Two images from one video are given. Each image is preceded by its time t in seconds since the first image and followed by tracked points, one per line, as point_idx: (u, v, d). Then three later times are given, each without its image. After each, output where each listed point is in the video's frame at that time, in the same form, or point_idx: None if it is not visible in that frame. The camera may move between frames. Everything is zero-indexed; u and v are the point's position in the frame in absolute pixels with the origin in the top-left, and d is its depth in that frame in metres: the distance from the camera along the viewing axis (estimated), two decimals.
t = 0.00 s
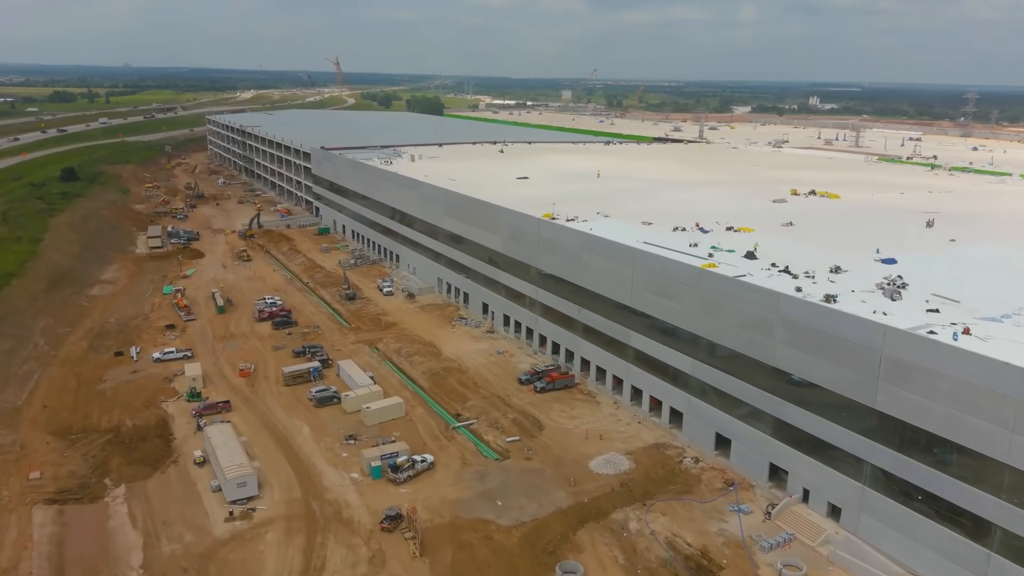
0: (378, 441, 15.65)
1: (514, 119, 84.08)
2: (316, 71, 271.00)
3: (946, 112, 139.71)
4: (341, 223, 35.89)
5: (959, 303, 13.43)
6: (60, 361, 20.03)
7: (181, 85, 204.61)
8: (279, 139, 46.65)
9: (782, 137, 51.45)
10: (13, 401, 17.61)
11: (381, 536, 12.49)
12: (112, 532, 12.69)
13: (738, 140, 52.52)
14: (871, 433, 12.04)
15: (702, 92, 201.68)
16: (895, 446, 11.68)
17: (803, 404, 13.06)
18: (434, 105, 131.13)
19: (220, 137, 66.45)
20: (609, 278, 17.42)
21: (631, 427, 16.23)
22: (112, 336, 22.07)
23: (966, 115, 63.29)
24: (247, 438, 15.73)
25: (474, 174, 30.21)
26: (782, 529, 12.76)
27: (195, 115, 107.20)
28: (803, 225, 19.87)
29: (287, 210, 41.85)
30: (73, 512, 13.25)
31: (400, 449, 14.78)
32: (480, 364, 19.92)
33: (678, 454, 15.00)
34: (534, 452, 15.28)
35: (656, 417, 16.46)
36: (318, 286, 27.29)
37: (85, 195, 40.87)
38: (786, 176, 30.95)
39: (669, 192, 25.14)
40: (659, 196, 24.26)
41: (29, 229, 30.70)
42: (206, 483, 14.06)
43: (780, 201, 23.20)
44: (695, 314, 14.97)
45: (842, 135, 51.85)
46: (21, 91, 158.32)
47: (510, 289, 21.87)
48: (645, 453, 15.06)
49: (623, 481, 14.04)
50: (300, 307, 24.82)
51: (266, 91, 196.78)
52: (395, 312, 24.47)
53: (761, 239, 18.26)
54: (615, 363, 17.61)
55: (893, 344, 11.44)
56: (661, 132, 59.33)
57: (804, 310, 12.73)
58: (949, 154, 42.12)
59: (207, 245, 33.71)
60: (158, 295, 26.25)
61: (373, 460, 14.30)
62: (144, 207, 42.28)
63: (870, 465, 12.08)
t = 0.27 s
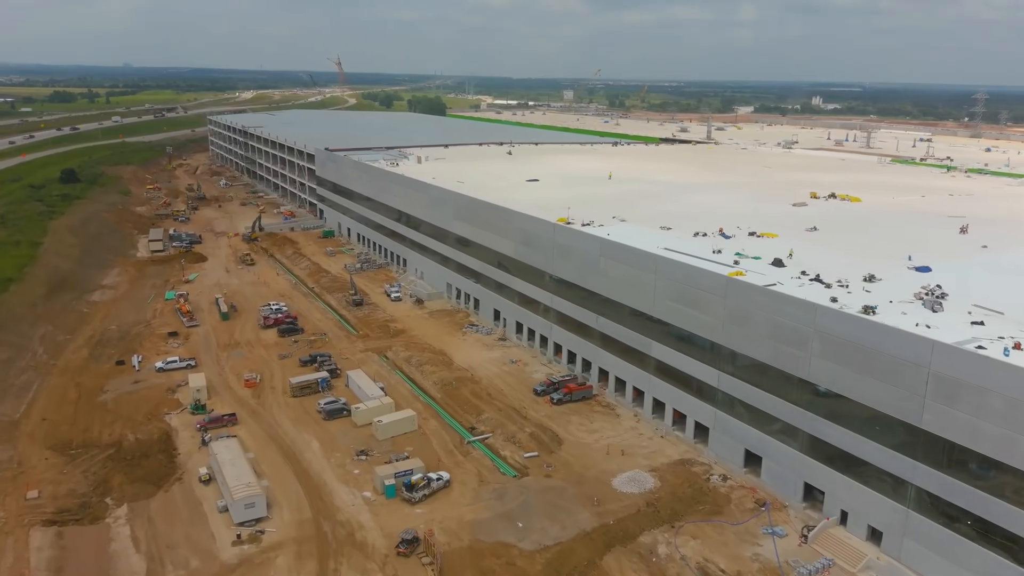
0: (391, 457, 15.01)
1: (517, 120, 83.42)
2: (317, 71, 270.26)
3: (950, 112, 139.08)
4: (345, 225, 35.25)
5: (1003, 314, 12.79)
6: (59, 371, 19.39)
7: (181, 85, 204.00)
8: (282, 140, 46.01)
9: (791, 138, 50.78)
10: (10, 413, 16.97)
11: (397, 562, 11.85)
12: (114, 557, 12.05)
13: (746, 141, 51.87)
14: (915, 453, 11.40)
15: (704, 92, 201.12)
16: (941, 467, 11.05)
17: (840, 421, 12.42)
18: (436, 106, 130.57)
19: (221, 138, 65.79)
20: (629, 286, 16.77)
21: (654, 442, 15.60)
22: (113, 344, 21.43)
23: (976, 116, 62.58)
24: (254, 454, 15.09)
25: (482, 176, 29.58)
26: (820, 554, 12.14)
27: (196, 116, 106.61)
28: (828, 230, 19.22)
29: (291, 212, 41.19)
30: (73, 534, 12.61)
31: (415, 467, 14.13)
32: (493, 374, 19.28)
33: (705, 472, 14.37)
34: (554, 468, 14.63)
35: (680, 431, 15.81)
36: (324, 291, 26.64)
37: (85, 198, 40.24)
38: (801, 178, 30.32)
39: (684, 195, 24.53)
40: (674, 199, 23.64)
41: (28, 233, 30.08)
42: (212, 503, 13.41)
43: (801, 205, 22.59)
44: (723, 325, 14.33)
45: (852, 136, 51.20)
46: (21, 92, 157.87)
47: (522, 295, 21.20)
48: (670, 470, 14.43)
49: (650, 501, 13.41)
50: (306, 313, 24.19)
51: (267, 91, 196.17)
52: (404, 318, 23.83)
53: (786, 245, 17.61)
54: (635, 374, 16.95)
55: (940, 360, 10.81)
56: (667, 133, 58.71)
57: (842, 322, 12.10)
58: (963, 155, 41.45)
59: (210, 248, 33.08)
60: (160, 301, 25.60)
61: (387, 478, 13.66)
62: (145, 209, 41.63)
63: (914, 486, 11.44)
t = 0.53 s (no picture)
0: (404, 474, 14.36)
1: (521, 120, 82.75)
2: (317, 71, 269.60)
3: (954, 112, 138.51)
4: (350, 228, 34.61)
5: None
6: (58, 382, 18.73)
7: (182, 85, 203.44)
8: (284, 141, 45.33)
9: (801, 139, 50.07)
10: (6, 427, 16.31)
11: None
12: None
13: (755, 141, 51.24)
14: (964, 477, 10.73)
15: (706, 92, 200.57)
16: (993, 492, 10.39)
17: (881, 441, 11.76)
18: (438, 106, 130.00)
19: (223, 139, 65.16)
20: (651, 295, 16.11)
21: (678, 458, 14.94)
22: (113, 353, 20.77)
23: (986, 116, 61.79)
24: (261, 472, 14.44)
25: (490, 178, 28.94)
26: None
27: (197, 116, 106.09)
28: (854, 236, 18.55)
29: (294, 214, 40.52)
30: (71, 560, 11.94)
31: (430, 486, 13.46)
32: (507, 385, 18.63)
33: (734, 491, 13.73)
34: (575, 487, 13.97)
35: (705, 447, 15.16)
36: (329, 297, 25.99)
37: (85, 200, 39.62)
38: (816, 180, 29.69)
39: (700, 199, 23.88)
40: (691, 203, 23.00)
41: (27, 237, 29.42)
42: (217, 525, 12.76)
43: (823, 209, 22.02)
44: (754, 337, 13.67)
45: (862, 137, 50.47)
46: (21, 92, 157.41)
47: (536, 302, 20.53)
48: (697, 489, 13.79)
49: (678, 523, 12.76)
50: (312, 320, 23.53)
51: (268, 91, 195.61)
52: (412, 325, 23.17)
53: (813, 251, 16.95)
54: (656, 387, 16.29)
55: (994, 379, 10.13)
56: (674, 133, 58.10)
57: (885, 337, 11.45)
58: (978, 157, 40.72)
59: (212, 252, 32.42)
60: (162, 307, 24.96)
61: (401, 498, 13.00)
62: (146, 212, 40.98)
63: (963, 511, 10.79)
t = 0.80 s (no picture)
0: (418, 494, 13.70)
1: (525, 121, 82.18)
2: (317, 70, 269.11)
3: (958, 112, 138.02)
4: (354, 231, 33.96)
5: None
6: (56, 393, 18.07)
7: (182, 85, 202.84)
8: (287, 142, 44.69)
9: (810, 140, 49.45)
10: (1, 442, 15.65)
11: None
12: None
13: (763, 142, 50.62)
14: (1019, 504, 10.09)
15: (708, 92, 200.05)
16: None
17: (926, 463, 11.12)
18: (440, 106, 129.44)
19: (224, 140, 64.49)
20: (674, 305, 15.46)
21: (704, 476, 14.29)
22: (113, 362, 20.11)
23: (996, 116, 61.14)
24: (268, 491, 13.79)
25: (499, 180, 28.31)
26: None
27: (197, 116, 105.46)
28: (882, 242, 17.94)
29: (297, 216, 39.87)
30: None
31: (446, 508, 12.80)
32: (520, 397, 17.96)
33: (765, 513, 13.10)
34: (598, 508, 13.31)
35: (732, 464, 14.51)
36: (335, 303, 25.33)
37: (85, 202, 38.97)
38: (831, 183, 29.07)
39: (717, 202, 23.25)
40: (707, 207, 22.37)
41: (25, 241, 28.75)
42: (223, 550, 12.10)
43: (844, 213, 21.41)
44: (786, 351, 13.03)
45: (872, 138, 49.84)
46: (21, 92, 156.90)
47: (550, 310, 19.85)
48: (726, 510, 13.15)
49: (708, 548, 12.12)
50: (317, 328, 22.87)
51: (269, 91, 195.09)
52: (421, 333, 22.51)
53: (841, 259, 16.33)
54: (679, 400, 15.62)
55: None
56: (680, 134, 57.48)
57: (930, 353, 10.82)
58: (992, 158, 40.10)
59: (214, 256, 31.77)
60: (163, 314, 24.30)
61: (416, 522, 12.33)
62: (146, 214, 40.33)
63: (1018, 540, 10.15)
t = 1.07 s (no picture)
0: (432, 515, 13.09)
1: (529, 121, 81.60)
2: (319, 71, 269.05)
3: (962, 112, 137.48)
4: (359, 235, 33.37)
5: None
6: (54, 406, 17.47)
7: (183, 85, 202.35)
8: (290, 143, 44.12)
9: (819, 141, 48.90)
10: None
11: None
12: None
13: (771, 143, 49.99)
14: None
15: (710, 92, 199.49)
16: None
17: (974, 487, 10.52)
18: (441, 106, 128.98)
19: (225, 141, 63.88)
20: (697, 316, 14.83)
21: (731, 495, 13.69)
22: (114, 372, 19.50)
23: (1005, 117, 60.57)
24: (275, 513, 13.17)
25: (508, 183, 27.72)
26: None
27: (198, 117, 104.84)
28: (909, 249, 17.38)
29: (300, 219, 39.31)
30: None
31: (462, 531, 12.19)
32: (535, 409, 17.35)
33: (797, 535, 12.52)
34: (621, 530, 12.70)
35: (759, 482, 13.91)
36: (341, 310, 24.72)
37: (85, 204, 38.39)
38: (847, 186, 28.44)
39: (734, 207, 22.64)
40: (725, 212, 21.77)
41: (23, 245, 28.17)
42: None
43: (866, 218, 20.87)
44: (820, 366, 12.42)
45: (882, 139, 49.28)
46: (21, 92, 156.50)
47: (563, 318, 19.21)
48: (756, 533, 12.55)
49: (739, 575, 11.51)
50: (323, 335, 22.28)
51: (270, 91, 194.58)
52: (429, 341, 21.90)
53: (870, 267, 15.76)
54: (702, 415, 15.00)
55: None
56: (687, 135, 56.83)
57: (979, 372, 10.19)
58: (1006, 160, 39.52)
59: (216, 260, 31.19)
60: (165, 320, 23.71)
61: (431, 546, 11.73)
62: (147, 217, 39.73)
63: None
